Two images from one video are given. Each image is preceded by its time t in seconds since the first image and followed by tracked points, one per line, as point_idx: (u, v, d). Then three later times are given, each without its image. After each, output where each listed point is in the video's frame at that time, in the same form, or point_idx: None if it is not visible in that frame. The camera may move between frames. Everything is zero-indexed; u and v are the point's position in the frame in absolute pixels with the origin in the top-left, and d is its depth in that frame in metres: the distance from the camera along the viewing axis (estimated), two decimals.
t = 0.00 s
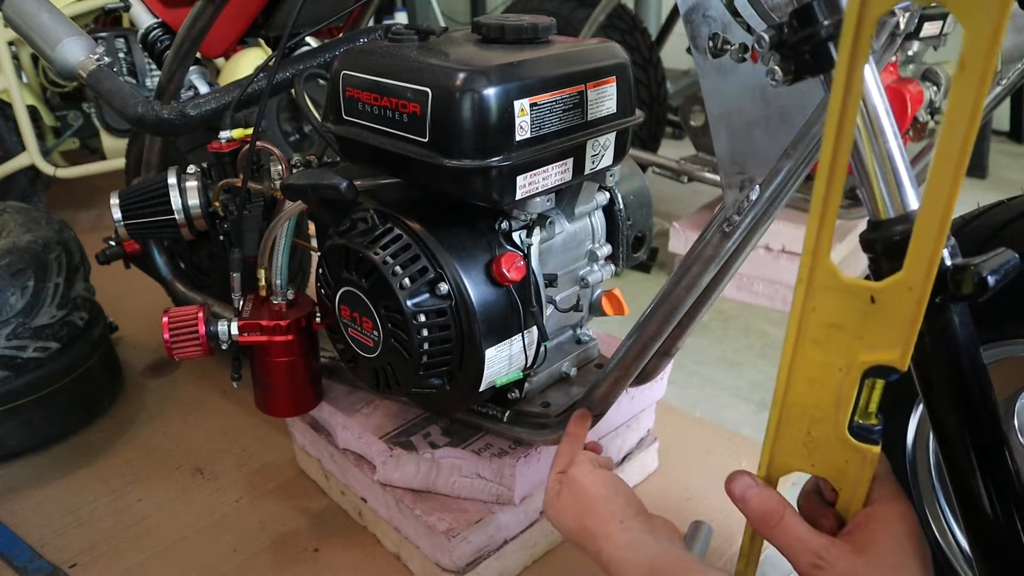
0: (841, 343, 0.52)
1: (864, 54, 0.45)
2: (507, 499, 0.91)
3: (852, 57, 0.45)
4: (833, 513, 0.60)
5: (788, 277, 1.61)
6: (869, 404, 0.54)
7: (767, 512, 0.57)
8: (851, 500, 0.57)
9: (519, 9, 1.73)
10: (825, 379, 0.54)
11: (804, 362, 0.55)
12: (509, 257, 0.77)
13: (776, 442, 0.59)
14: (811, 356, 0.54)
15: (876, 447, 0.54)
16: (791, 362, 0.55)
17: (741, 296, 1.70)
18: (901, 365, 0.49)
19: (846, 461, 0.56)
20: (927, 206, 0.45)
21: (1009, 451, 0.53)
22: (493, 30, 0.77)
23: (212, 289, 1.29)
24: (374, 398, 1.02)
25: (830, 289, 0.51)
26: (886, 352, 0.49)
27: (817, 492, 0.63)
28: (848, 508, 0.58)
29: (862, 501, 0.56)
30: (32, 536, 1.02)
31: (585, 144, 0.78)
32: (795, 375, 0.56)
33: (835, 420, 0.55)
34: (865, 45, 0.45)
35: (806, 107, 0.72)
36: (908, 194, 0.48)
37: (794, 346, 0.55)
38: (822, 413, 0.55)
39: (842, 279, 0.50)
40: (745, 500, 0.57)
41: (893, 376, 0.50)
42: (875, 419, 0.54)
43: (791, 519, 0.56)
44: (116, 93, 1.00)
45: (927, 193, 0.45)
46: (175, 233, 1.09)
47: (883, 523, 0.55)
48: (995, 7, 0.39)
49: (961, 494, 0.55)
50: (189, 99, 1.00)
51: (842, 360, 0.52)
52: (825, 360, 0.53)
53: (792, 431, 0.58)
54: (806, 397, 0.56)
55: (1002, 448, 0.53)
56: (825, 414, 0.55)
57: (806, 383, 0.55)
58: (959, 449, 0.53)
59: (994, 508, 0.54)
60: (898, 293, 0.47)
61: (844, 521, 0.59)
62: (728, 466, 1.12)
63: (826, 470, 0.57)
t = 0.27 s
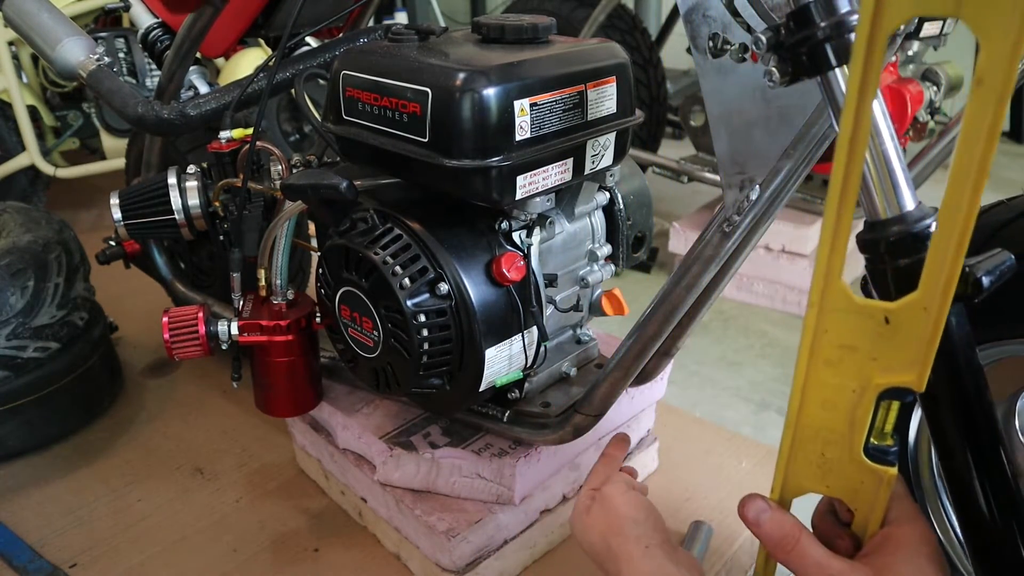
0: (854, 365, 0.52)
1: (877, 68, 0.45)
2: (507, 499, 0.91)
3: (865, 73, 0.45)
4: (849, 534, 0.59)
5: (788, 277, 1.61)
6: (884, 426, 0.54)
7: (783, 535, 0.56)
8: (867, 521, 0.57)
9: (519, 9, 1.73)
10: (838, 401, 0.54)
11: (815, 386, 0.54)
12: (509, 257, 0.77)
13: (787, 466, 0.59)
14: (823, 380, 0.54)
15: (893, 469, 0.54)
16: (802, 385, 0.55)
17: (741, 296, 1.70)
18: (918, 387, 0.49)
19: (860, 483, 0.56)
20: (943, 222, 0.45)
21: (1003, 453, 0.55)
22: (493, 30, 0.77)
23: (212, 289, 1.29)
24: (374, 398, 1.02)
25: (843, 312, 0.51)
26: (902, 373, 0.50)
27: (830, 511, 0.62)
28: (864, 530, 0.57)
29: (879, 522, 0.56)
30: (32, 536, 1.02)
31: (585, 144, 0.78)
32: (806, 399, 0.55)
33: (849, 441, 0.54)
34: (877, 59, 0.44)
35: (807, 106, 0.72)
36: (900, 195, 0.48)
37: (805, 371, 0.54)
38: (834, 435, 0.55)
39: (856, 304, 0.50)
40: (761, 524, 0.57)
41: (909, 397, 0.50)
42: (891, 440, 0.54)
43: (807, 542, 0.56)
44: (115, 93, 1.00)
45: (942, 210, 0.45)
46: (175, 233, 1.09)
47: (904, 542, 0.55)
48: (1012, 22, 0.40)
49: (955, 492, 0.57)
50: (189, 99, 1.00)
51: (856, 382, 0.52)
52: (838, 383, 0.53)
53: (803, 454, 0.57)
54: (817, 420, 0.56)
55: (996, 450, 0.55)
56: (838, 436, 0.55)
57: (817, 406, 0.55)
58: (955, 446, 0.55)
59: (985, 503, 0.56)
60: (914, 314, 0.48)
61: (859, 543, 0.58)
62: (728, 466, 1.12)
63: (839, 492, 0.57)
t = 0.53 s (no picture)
0: (860, 384, 0.51)
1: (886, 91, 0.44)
2: (507, 499, 0.91)
3: (873, 97, 0.45)
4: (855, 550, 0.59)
5: (788, 277, 1.61)
6: (891, 443, 0.53)
7: (789, 552, 0.56)
8: (874, 538, 0.56)
9: (519, 9, 1.73)
10: (845, 419, 0.53)
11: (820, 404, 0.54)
12: (509, 257, 0.77)
13: (794, 484, 0.58)
14: (828, 397, 0.53)
15: (900, 486, 0.53)
16: (809, 402, 0.54)
17: (741, 296, 1.70)
18: (925, 406, 0.49)
19: (867, 499, 0.55)
20: (951, 244, 0.45)
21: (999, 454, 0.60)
22: (493, 30, 0.77)
23: (212, 289, 1.29)
24: (374, 398, 1.02)
25: (849, 330, 0.50)
26: (908, 391, 0.49)
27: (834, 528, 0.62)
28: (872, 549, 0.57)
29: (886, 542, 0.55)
30: (33, 536, 1.02)
31: (585, 144, 0.78)
32: (813, 416, 0.55)
33: (855, 459, 0.54)
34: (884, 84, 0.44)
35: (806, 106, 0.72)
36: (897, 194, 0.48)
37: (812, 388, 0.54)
38: (841, 452, 0.55)
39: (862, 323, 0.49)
40: (767, 541, 0.57)
41: (915, 415, 0.50)
42: (897, 457, 0.53)
43: (813, 559, 0.56)
44: (115, 93, 1.00)
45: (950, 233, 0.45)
46: (175, 233, 1.09)
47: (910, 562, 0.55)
48: (1023, 44, 0.39)
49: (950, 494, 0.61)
50: (189, 99, 1.00)
51: (862, 400, 0.52)
52: (845, 401, 0.53)
53: (810, 471, 0.57)
54: (824, 436, 0.55)
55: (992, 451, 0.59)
56: (844, 453, 0.55)
57: (823, 424, 0.55)
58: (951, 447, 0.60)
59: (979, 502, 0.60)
60: (920, 333, 0.47)
61: (866, 560, 0.59)
62: (728, 466, 1.12)
63: (846, 509, 0.57)
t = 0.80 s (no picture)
0: (869, 388, 0.51)
1: (893, 107, 0.44)
2: (507, 499, 0.91)
3: (880, 113, 0.44)
4: (865, 554, 0.60)
5: (788, 277, 1.61)
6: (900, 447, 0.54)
7: (800, 554, 0.57)
8: (883, 542, 0.56)
9: (519, 9, 1.73)
10: (854, 422, 0.53)
11: (828, 408, 0.54)
12: (509, 257, 0.77)
13: (804, 487, 0.58)
14: (837, 401, 0.53)
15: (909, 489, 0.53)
16: (819, 407, 0.54)
17: (741, 296, 1.70)
18: (933, 411, 0.49)
19: (877, 502, 0.55)
20: (958, 249, 0.45)
21: (1003, 457, 0.65)
22: (493, 30, 0.77)
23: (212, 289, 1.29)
24: (374, 398, 1.02)
25: (858, 335, 0.50)
26: (917, 396, 0.49)
27: (845, 530, 0.62)
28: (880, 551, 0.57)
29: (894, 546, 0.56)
30: (32, 536, 1.02)
31: (585, 144, 0.78)
32: (822, 420, 0.55)
33: (865, 462, 0.54)
34: (892, 97, 0.44)
35: (806, 107, 0.72)
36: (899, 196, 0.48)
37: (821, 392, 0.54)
38: (850, 456, 0.55)
39: (871, 328, 0.49)
40: (778, 540, 0.57)
41: (924, 420, 0.50)
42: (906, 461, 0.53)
43: (823, 561, 0.56)
44: (116, 94, 1.00)
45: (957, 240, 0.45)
46: (175, 233, 1.09)
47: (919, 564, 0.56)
48: None
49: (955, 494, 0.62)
50: (189, 99, 1.00)
51: (871, 405, 0.52)
52: (853, 406, 0.53)
53: (819, 475, 0.57)
54: (833, 441, 0.55)
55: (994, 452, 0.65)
56: (853, 457, 0.55)
57: (833, 428, 0.55)
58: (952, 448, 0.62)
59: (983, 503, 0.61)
60: (930, 338, 0.47)
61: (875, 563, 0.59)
62: (728, 465, 1.12)
63: (856, 512, 0.57)
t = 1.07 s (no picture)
0: (876, 392, 0.52)
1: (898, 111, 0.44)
2: (507, 499, 0.91)
3: (886, 117, 0.45)
4: (872, 554, 0.59)
5: (788, 277, 1.61)
6: (906, 449, 0.54)
7: (808, 556, 0.57)
8: (889, 544, 0.56)
9: (518, 9, 1.73)
10: (861, 426, 0.53)
11: (835, 411, 0.54)
12: (509, 257, 0.77)
13: (811, 490, 0.58)
14: (845, 404, 0.53)
15: (916, 492, 0.53)
16: (825, 410, 0.55)
17: (741, 296, 1.70)
18: (939, 414, 0.49)
19: (884, 505, 0.55)
20: (966, 249, 0.45)
21: (1003, 456, 0.66)
22: (493, 30, 0.77)
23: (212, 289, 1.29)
24: (374, 398, 1.02)
25: (865, 339, 0.50)
26: (924, 400, 0.50)
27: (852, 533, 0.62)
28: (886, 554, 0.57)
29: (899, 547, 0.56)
30: (32, 536, 1.02)
31: (585, 144, 0.78)
32: (830, 423, 0.55)
33: (871, 465, 0.54)
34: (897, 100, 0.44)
35: (806, 107, 0.71)
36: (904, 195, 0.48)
37: (829, 396, 0.54)
38: (857, 458, 0.55)
39: (879, 332, 0.50)
40: (785, 542, 0.57)
41: (930, 424, 0.50)
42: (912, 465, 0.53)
43: (831, 562, 0.57)
44: (116, 94, 1.00)
45: (964, 239, 0.45)
46: (175, 233, 1.09)
47: (927, 564, 0.56)
48: None
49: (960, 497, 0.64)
50: (189, 99, 1.00)
51: (878, 408, 0.52)
52: (860, 409, 0.53)
53: (826, 477, 0.57)
54: (839, 443, 0.55)
55: (996, 451, 0.66)
56: (860, 460, 0.55)
57: (840, 431, 0.55)
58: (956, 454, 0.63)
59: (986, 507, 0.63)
60: (936, 343, 0.48)
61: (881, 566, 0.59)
62: (729, 465, 1.12)
63: (863, 515, 0.57)
